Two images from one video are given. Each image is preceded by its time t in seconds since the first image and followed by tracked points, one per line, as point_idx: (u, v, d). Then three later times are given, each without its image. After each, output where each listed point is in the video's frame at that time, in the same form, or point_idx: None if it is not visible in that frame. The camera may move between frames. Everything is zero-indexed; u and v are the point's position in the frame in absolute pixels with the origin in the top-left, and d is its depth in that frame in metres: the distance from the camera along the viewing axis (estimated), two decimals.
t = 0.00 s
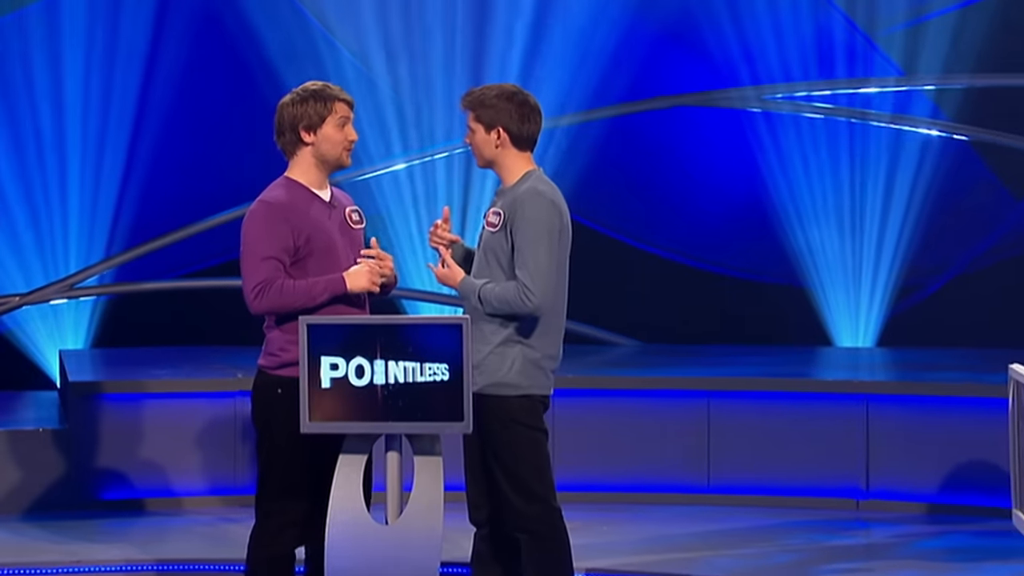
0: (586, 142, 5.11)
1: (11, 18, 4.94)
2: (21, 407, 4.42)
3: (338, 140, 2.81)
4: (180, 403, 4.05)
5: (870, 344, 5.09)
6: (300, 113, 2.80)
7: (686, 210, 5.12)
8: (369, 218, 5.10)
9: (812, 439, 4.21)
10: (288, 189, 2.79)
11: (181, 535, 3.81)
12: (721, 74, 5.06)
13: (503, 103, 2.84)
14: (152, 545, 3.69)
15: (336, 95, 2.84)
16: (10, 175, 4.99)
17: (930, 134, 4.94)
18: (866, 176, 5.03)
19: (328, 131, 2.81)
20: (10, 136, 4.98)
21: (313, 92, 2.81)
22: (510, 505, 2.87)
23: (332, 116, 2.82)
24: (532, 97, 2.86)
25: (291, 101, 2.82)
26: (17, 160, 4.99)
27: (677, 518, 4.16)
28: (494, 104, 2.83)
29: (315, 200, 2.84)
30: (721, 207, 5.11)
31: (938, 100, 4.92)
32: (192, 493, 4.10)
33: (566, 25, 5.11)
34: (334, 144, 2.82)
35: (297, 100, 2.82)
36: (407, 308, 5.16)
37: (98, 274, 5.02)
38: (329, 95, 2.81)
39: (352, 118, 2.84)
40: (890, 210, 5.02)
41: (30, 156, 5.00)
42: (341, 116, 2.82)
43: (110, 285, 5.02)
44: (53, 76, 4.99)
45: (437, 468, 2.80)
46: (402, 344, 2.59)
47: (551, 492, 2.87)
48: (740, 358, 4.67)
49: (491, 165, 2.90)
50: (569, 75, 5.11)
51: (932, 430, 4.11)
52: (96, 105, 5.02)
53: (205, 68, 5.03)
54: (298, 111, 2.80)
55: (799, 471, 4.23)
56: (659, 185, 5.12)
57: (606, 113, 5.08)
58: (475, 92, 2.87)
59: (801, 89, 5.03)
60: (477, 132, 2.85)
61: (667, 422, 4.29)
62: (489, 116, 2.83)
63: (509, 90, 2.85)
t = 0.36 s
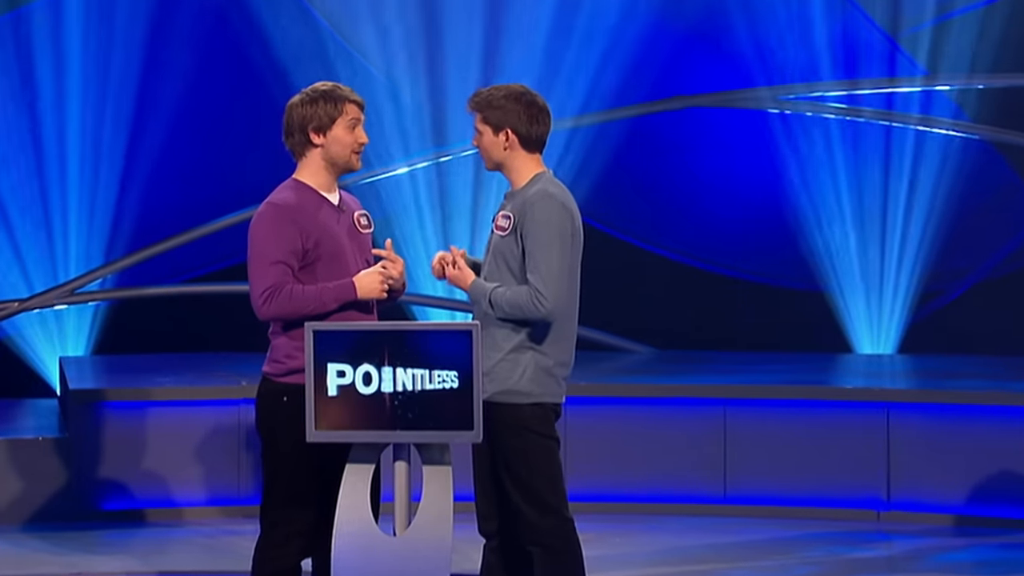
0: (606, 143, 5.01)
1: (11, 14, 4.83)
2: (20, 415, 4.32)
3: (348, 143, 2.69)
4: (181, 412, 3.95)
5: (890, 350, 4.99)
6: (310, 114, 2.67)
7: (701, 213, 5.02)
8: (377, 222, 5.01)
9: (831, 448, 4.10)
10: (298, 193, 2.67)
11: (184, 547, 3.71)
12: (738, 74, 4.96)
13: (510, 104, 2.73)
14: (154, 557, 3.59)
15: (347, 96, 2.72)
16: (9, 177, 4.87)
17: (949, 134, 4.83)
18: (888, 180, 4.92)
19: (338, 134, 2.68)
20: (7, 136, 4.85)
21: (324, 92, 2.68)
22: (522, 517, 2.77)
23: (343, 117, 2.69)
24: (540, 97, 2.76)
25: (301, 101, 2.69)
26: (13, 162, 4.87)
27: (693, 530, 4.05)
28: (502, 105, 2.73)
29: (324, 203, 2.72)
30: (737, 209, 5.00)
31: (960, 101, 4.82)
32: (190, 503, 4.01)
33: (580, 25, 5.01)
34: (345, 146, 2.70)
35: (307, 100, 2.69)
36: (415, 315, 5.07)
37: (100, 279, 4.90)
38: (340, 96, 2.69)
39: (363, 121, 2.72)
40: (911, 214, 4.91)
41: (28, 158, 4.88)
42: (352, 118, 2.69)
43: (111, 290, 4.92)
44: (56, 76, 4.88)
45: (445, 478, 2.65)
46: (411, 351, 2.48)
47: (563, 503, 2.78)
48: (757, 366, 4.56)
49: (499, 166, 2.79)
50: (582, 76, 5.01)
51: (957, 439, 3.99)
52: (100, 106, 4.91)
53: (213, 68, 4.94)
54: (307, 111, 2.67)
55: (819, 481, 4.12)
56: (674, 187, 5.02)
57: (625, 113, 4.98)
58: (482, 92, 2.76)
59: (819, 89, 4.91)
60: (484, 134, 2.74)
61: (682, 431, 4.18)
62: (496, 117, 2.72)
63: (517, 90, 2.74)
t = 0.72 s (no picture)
0: (620, 144, 4.91)
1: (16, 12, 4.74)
2: (20, 423, 4.24)
3: (356, 149, 2.57)
4: (184, 420, 3.86)
5: (910, 357, 4.87)
6: (319, 117, 2.55)
7: (718, 216, 4.91)
8: (384, 225, 4.91)
9: (851, 457, 3.99)
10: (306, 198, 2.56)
11: (185, 559, 3.61)
12: (759, 74, 4.86)
13: (523, 104, 2.63)
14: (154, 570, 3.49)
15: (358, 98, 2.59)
16: (12, 179, 4.79)
17: (981, 136, 4.72)
18: (910, 183, 4.82)
19: (346, 139, 2.56)
20: (11, 138, 4.77)
21: (334, 94, 2.56)
22: (531, 529, 2.66)
23: (352, 122, 2.57)
24: (554, 98, 2.66)
25: (309, 101, 2.57)
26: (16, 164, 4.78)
27: (708, 542, 3.94)
28: (515, 105, 2.63)
29: (331, 207, 2.59)
30: (755, 213, 4.89)
31: (987, 103, 4.71)
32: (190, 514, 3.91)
33: (595, 23, 4.91)
34: (352, 152, 2.58)
35: (315, 101, 2.57)
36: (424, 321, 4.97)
37: (100, 284, 4.84)
38: (350, 99, 2.56)
39: (373, 125, 2.60)
40: (934, 217, 4.80)
41: (31, 160, 4.80)
42: (361, 122, 2.57)
43: (114, 295, 4.86)
44: (58, 76, 4.79)
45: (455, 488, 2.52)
46: (419, 357, 2.36)
47: (575, 513, 2.68)
48: (775, 373, 4.45)
49: (510, 169, 2.69)
50: (596, 77, 4.92)
51: (982, 449, 3.88)
52: (104, 106, 4.83)
53: (218, 68, 4.85)
54: (316, 113, 2.55)
55: (837, 492, 4.01)
56: (690, 190, 4.91)
57: (642, 113, 4.89)
58: (494, 92, 2.67)
59: (851, 90, 4.82)
60: (495, 134, 2.65)
61: (698, 440, 4.08)
62: (507, 118, 2.62)
63: (530, 90, 2.64)
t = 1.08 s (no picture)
0: (631, 144, 4.80)
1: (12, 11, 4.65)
2: (17, 432, 4.14)
3: (371, 154, 2.47)
4: (187, 428, 3.76)
5: (934, 365, 4.76)
6: (333, 122, 2.44)
7: (733, 219, 4.80)
8: (389, 228, 4.82)
9: (870, 468, 3.88)
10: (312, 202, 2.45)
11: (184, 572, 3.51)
12: (773, 73, 4.75)
13: (535, 104, 2.53)
14: None
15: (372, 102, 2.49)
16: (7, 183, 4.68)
17: (1005, 137, 4.62)
18: (930, 185, 4.71)
19: (361, 144, 2.46)
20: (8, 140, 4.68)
21: (347, 98, 2.45)
22: (543, 540, 2.54)
23: (366, 126, 2.46)
24: (567, 97, 2.55)
25: (322, 105, 2.46)
26: (13, 167, 4.69)
27: (723, 554, 3.83)
28: (527, 105, 2.52)
29: (335, 213, 2.49)
30: (771, 215, 4.78)
31: (1011, 102, 4.60)
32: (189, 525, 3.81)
33: (605, 21, 4.81)
34: (366, 157, 2.47)
35: (328, 106, 2.46)
36: (431, 326, 4.87)
37: (101, 288, 4.74)
38: (365, 103, 2.46)
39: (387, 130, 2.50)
40: (957, 221, 4.69)
41: (28, 162, 4.70)
42: (376, 127, 2.46)
43: (113, 300, 4.74)
44: (59, 76, 4.69)
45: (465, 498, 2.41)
46: (429, 364, 2.25)
47: (589, 524, 2.55)
48: (793, 381, 4.33)
49: (522, 171, 2.59)
50: (607, 76, 4.81)
51: (1006, 459, 3.76)
52: (103, 106, 4.73)
53: (224, 69, 4.75)
54: (330, 119, 2.44)
55: (856, 503, 3.90)
56: (706, 192, 4.80)
57: (651, 114, 4.79)
58: (505, 92, 2.56)
59: (870, 88, 4.71)
60: (506, 135, 2.54)
61: (713, 450, 3.96)
62: (519, 118, 2.52)
63: (542, 90, 2.54)
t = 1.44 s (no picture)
0: (640, 143, 4.70)
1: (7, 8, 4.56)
2: (13, 440, 4.05)
3: (374, 156, 2.36)
4: (186, 436, 3.66)
5: (957, 371, 4.64)
6: (336, 122, 2.34)
7: (750, 222, 4.69)
8: (394, 231, 4.72)
9: (890, 477, 3.76)
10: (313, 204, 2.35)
11: None
12: (789, 71, 4.64)
13: (541, 103, 2.43)
14: None
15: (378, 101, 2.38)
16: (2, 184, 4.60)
17: None
18: (953, 185, 4.59)
19: (365, 146, 2.36)
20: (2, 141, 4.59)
21: (353, 97, 2.35)
22: (552, 551, 2.44)
23: (371, 127, 2.35)
24: (572, 95, 2.45)
25: (326, 104, 2.35)
26: (9, 169, 4.60)
27: (739, 567, 3.71)
28: (533, 104, 2.42)
29: (337, 215, 2.38)
30: (788, 217, 4.67)
31: None
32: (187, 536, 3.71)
33: (615, 19, 4.70)
34: (369, 159, 2.37)
35: (331, 104, 2.35)
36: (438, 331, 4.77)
37: (99, 292, 4.65)
38: (371, 104, 2.35)
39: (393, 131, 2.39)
40: (981, 222, 4.58)
41: (23, 163, 4.61)
42: (382, 129, 2.36)
43: (110, 304, 4.65)
44: (57, 74, 4.60)
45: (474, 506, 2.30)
46: (437, 370, 2.15)
47: (598, 533, 2.46)
48: (811, 387, 4.21)
49: (527, 171, 2.48)
50: (617, 75, 4.70)
51: None
52: (100, 104, 4.63)
53: (224, 66, 4.65)
54: (334, 118, 2.34)
55: (876, 514, 3.78)
56: (722, 194, 4.69)
57: (658, 113, 4.68)
58: (509, 90, 2.46)
59: (878, 88, 4.60)
60: (511, 134, 2.43)
61: (728, 459, 3.85)
62: (524, 117, 2.41)
63: (547, 88, 2.43)
